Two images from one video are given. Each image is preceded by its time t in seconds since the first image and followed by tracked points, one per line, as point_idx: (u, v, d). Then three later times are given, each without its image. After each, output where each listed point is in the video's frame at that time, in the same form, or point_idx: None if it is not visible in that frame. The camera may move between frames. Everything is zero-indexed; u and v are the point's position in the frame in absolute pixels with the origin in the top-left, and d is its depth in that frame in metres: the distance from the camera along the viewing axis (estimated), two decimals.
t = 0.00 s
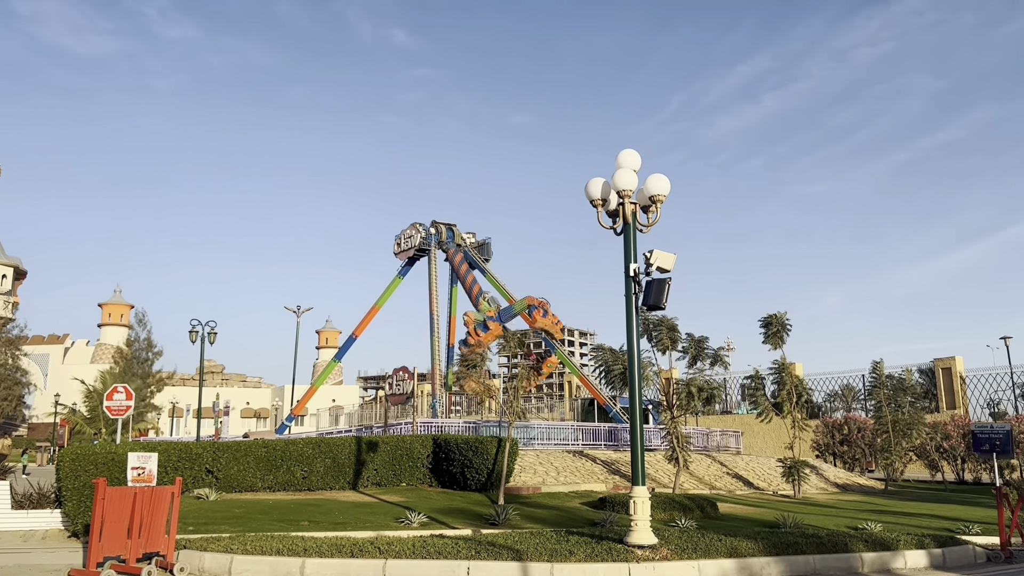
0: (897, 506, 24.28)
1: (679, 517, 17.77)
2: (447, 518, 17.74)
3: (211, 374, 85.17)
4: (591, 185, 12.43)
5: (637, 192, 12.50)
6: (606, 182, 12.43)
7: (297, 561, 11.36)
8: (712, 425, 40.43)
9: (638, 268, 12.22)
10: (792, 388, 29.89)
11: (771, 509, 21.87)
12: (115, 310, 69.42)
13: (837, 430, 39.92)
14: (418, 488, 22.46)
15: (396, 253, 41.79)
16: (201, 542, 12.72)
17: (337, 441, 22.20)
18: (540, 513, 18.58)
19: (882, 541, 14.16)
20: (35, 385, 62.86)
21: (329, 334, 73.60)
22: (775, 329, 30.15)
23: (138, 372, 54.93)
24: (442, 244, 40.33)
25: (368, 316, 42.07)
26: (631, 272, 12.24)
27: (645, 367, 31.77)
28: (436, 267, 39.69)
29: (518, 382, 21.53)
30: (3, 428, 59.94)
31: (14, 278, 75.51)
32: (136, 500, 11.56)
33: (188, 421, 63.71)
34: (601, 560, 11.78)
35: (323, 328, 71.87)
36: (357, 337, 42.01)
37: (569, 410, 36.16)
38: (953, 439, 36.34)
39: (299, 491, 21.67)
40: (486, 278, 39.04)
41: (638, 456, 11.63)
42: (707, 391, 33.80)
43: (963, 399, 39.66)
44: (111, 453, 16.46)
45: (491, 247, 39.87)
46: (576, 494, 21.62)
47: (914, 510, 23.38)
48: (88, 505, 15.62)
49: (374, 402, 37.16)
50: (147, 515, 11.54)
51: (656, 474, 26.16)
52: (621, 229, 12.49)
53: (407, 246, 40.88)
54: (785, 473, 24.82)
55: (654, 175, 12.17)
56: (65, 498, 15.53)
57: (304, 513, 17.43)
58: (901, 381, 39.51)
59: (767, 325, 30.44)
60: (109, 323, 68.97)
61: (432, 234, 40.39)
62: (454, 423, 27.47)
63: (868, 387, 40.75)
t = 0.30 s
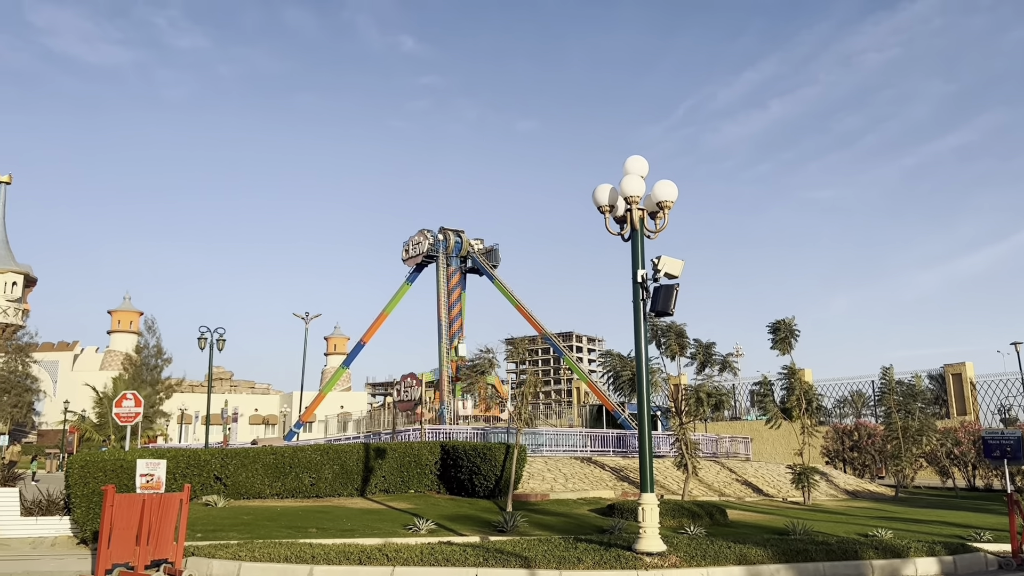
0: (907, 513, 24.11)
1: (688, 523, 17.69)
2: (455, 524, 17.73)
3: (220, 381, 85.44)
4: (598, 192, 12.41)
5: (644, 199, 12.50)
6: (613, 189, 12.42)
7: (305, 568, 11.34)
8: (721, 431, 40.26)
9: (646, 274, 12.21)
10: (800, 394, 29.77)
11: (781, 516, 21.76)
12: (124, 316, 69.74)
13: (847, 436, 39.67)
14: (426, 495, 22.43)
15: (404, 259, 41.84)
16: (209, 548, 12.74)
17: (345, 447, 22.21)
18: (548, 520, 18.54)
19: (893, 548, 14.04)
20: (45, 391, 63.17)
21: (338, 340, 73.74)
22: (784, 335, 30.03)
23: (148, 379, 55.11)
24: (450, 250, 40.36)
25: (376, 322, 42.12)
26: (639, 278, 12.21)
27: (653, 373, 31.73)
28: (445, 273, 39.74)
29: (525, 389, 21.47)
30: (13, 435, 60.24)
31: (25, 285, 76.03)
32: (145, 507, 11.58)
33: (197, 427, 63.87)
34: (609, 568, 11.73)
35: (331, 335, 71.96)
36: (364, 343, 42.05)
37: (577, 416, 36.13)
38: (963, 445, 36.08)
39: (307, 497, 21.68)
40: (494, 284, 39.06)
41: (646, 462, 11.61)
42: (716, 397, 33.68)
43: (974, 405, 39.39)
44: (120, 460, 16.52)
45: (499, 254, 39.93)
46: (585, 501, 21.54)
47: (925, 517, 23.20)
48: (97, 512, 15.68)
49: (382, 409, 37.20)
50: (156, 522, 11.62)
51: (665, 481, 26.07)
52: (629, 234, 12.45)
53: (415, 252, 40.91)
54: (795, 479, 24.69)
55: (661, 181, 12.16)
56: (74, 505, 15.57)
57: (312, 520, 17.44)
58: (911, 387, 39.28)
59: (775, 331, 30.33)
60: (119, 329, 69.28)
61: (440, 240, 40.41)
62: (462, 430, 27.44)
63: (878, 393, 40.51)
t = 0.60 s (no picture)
0: (917, 520, 23.95)
1: (696, 530, 17.62)
2: (463, 531, 17.71)
3: (227, 387, 85.62)
4: (605, 198, 12.44)
5: (651, 204, 12.50)
6: (620, 195, 12.44)
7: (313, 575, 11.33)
8: (729, 438, 40.14)
9: (653, 280, 12.20)
10: (808, 400, 29.63)
11: (790, 523, 21.64)
12: (132, 324, 69.97)
13: (855, 443, 39.49)
14: (433, 502, 22.42)
15: (411, 266, 41.89)
16: (217, 555, 12.74)
17: (353, 454, 22.25)
18: (556, 526, 18.50)
19: (903, 556, 13.94)
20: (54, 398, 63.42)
21: (344, 347, 73.90)
22: (790, 341, 29.95)
23: (156, 386, 55.31)
24: (456, 256, 40.44)
25: (383, 329, 42.17)
26: (646, 284, 12.21)
27: (661, 380, 31.71)
28: (451, 279, 39.77)
29: (532, 395, 21.41)
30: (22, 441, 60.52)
31: (34, 292, 76.47)
32: (153, 513, 11.61)
33: (204, 434, 64.06)
34: (617, 575, 11.70)
35: (338, 342, 72.19)
36: (372, 349, 42.09)
37: (584, 423, 36.08)
38: (973, 452, 35.87)
39: (314, 504, 21.66)
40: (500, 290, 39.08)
41: (654, 469, 11.57)
42: (724, 403, 33.59)
43: (983, 411, 39.17)
44: (128, 467, 16.56)
45: (505, 260, 39.91)
46: (592, 508, 21.48)
47: (935, 524, 23.05)
48: (105, 518, 15.64)
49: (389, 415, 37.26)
50: (164, 528, 11.60)
51: (672, 487, 25.99)
52: (636, 240, 12.47)
53: (422, 259, 40.93)
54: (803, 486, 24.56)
55: (668, 187, 12.17)
56: (83, 511, 15.61)
57: (320, 527, 17.44)
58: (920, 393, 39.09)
59: (782, 337, 30.24)
60: (126, 336, 69.58)
61: (446, 247, 40.45)
62: (469, 436, 27.45)
63: (886, 399, 40.31)
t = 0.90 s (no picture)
0: (926, 524, 23.87)
1: (703, 534, 17.61)
2: (470, 535, 17.73)
3: (234, 392, 85.89)
4: (611, 201, 12.47)
5: (658, 208, 12.54)
6: (627, 198, 12.47)
7: None
8: (736, 441, 40.09)
9: (660, 283, 12.24)
10: (815, 403, 29.58)
11: (798, 526, 21.61)
12: (140, 328, 70.29)
13: (862, 446, 39.39)
14: (440, 506, 22.46)
15: (417, 270, 42.00)
16: (226, 559, 12.79)
17: (360, 458, 22.30)
18: (563, 530, 18.52)
19: (912, 559, 13.92)
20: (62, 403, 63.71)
21: (351, 351, 74.03)
22: (797, 344, 29.91)
23: (163, 391, 55.53)
24: (463, 260, 40.56)
25: (389, 333, 42.22)
26: (653, 287, 12.25)
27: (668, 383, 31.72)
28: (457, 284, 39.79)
29: (539, 398, 21.42)
30: (31, 446, 60.84)
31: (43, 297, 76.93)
32: (162, 519, 11.67)
33: (212, 438, 64.28)
34: None
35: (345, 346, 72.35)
36: (379, 354, 42.13)
37: (590, 426, 36.07)
38: (981, 456, 35.73)
39: (321, 508, 21.73)
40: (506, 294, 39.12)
41: (662, 473, 11.58)
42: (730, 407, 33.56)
43: (991, 414, 39.04)
44: (137, 470, 16.64)
45: (511, 264, 40.03)
46: (599, 512, 21.48)
47: (944, 528, 22.98)
48: (114, 523, 15.76)
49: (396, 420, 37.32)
50: (172, 533, 11.64)
51: (679, 491, 25.99)
52: (643, 243, 12.50)
53: (428, 262, 40.99)
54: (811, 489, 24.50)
55: (674, 191, 12.21)
56: (92, 515, 15.69)
57: (328, 530, 17.49)
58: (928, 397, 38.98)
59: (788, 340, 30.21)
60: (134, 341, 69.88)
61: (452, 251, 40.56)
62: (475, 440, 27.49)
63: (894, 402, 40.19)
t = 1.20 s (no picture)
0: (935, 525, 23.74)
1: (711, 536, 17.55)
2: (478, 537, 17.71)
3: (241, 394, 86.09)
4: (618, 202, 12.44)
5: (664, 209, 12.51)
6: (633, 199, 12.44)
7: None
8: (744, 443, 39.95)
9: (667, 284, 12.20)
10: (823, 403, 29.47)
11: (806, 528, 21.51)
12: (147, 331, 70.57)
13: (870, 447, 39.23)
14: (447, 508, 22.48)
15: (423, 272, 42.06)
16: (234, 561, 12.81)
17: (367, 460, 22.29)
18: (571, 532, 18.49)
19: (921, 561, 13.84)
20: (70, 406, 63.93)
21: (358, 354, 74.08)
22: (805, 345, 29.81)
23: (171, 394, 55.71)
24: (469, 261, 40.44)
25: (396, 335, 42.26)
26: (660, 288, 12.21)
27: (675, 385, 31.66)
28: (463, 285, 39.82)
29: (546, 400, 21.38)
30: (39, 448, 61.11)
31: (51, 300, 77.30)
32: (170, 520, 11.68)
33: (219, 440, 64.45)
34: None
35: (352, 349, 72.45)
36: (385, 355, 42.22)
37: (597, 428, 36.01)
38: (991, 457, 35.54)
39: (329, 510, 21.75)
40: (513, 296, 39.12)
41: (669, 475, 11.55)
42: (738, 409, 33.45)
43: (1001, 415, 38.81)
44: (145, 473, 16.66)
45: (517, 265, 40.04)
46: (607, 513, 21.45)
47: (952, 529, 22.84)
48: (122, 525, 15.79)
49: (403, 422, 37.31)
50: (181, 535, 11.65)
51: (687, 492, 25.93)
52: (649, 245, 12.47)
53: (434, 265, 41.15)
54: (819, 491, 24.39)
55: (681, 192, 12.18)
56: (100, 518, 15.73)
57: (336, 533, 17.48)
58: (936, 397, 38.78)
59: (796, 341, 30.12)
60: (142, 344, 70.15)
61: (458, 253, 40.56)
62: (483, 442, 27.45)
63: (902, 403, 39.99)
